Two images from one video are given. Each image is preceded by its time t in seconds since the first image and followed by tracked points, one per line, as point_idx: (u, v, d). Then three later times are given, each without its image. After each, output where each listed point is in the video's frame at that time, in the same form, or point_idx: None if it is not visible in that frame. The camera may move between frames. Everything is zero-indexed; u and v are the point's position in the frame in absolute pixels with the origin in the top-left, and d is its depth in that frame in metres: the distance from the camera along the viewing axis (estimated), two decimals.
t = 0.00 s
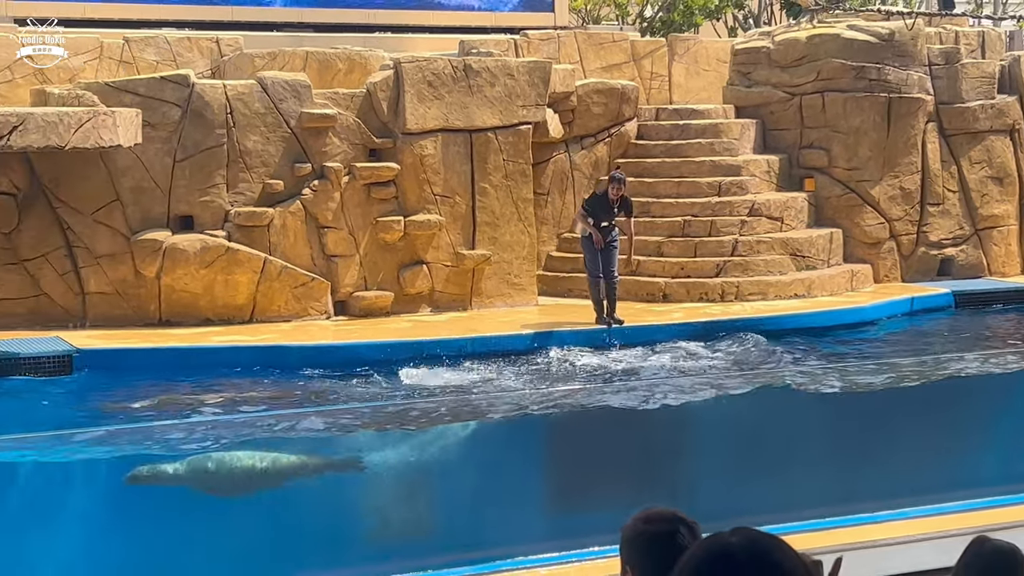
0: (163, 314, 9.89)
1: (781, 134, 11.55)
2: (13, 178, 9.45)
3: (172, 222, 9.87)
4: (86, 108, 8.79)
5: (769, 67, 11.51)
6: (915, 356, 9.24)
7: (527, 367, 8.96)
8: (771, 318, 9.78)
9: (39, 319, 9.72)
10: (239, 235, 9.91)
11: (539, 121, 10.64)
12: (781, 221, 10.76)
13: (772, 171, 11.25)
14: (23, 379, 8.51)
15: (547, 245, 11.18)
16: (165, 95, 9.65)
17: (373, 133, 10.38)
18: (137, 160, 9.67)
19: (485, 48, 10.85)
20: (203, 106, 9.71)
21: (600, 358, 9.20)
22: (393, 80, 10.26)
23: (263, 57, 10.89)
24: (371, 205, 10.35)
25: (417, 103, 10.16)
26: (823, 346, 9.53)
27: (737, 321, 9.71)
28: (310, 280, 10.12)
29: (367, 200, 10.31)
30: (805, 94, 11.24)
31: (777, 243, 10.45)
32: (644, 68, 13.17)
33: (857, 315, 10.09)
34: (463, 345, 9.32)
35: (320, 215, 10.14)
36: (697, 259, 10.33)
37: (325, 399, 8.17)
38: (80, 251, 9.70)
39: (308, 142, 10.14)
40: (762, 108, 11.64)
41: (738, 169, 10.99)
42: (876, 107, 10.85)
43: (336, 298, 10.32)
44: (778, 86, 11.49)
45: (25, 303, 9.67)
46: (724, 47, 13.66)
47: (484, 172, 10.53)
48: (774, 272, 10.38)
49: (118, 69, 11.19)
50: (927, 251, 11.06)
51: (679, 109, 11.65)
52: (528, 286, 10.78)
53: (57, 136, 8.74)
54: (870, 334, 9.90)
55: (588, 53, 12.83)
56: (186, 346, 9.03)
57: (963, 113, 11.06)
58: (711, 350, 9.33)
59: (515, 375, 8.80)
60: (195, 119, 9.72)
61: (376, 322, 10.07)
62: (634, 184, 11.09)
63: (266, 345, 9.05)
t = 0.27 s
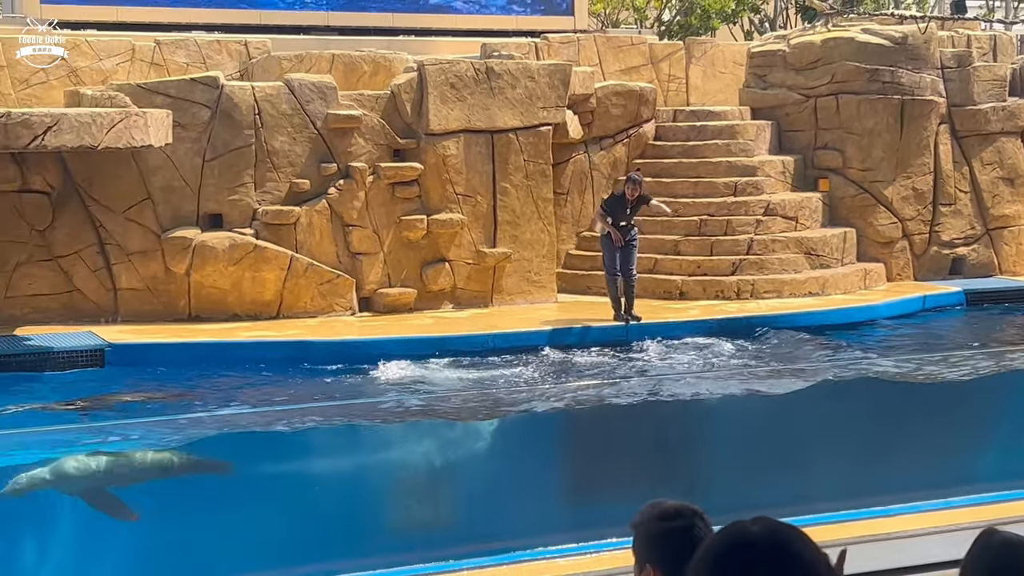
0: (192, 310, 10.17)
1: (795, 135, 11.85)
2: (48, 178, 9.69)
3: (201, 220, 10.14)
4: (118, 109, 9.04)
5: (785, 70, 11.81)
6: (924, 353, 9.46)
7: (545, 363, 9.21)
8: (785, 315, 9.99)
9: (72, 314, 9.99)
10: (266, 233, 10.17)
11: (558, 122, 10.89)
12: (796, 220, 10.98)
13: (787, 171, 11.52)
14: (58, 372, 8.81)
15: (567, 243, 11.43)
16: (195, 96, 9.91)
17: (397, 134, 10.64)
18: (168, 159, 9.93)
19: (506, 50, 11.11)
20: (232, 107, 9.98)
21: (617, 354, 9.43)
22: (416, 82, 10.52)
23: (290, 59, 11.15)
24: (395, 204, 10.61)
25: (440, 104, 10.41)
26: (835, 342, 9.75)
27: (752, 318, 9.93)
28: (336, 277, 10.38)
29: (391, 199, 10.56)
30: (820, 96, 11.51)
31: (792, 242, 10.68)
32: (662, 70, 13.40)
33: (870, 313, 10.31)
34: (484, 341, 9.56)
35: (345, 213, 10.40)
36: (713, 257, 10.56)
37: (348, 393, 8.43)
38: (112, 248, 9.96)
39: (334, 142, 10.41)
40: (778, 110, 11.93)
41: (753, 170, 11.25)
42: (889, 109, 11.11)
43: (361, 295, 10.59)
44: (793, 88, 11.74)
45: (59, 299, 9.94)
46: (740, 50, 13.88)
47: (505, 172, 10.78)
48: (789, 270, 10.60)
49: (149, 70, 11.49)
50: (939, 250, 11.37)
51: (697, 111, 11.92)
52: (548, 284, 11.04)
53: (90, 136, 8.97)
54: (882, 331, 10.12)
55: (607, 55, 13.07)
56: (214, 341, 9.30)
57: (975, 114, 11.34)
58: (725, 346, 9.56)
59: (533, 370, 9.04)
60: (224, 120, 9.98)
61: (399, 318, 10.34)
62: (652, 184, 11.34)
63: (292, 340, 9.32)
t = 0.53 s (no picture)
0: (211, 306, 10.28)
1: (808, 134, 11.93)
2: (68, 175, 9.79)
3: (220, 217, 10.24)
4: (138, 107, 9.14)
5: (798, 69, 11.90)
6: (935, 350, 9.52)
7: (558, 359, 9.29)
8: (799, 313, 10.05)
9: (91, 309, 10.10)
10: (284, 230, 10.27)
11: (573, 120, 10.98)
12: (810, 219, 11.05)
13: (801, 170, 11.58)
14: (77, 367, 8.93)
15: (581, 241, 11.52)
16: (214, 94, 10.01)
17: (414, 132, 10.74)
18: (187, 157, 10.03)
19: (521, 50, 11.20)
20: (250, 105, 10.08)
21: (630, 351, 9.50)
22: (433, 81, 10.61)
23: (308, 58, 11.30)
24: (411, 202, 10.70)
25: (456, 103, 10.50)
26: (848, 340, 9.81)
27: (766, 316, 9.99)
28: (352, 274, 10.48)
29: (407, 197, 10.65)
30: (833, 96, 11.59)
31: (805, 240, 10.74)
32: (676, 70, 13.48)
33: (883, 311, 10.36)
34: (499, 337, 9.64)
35: (362, 211, 10.49)
36: (727, 255, 10.63)
37: (363, 389, 8.52)
38: (131, 245, 10.07)
39: (351, 141, 10.51)
40: (791, 109, 12.01)
41: (767, 168, 11.32)
42: (903, 108, 11.18)
43: (377, 291, 10.68)
44: (806, 88, 11.83)
45: (79, 294, 10.05)
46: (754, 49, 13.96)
47: (521, 171, 10.87)
48: (803, 268, 10.66)
49: (168, 69, 11.61)
50: (952, 249, 11.44)
51: (710, 110, 12.01)
52: (562, 281, 11.12)
53: (110, 133, 9.06)
54: (894, 328, 10.18)
55: (622, 54, 13.16)
56: (232, 337, 9.40)
57: (987, 114, 11.43)
58: (739, 344, 9.62)
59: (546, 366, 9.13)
60: (242, 118, 10.08)
61: (415, 315, 10.43)
62: (666, 183, 11.43)
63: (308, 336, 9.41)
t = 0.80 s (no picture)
0: (219, 303, 10.29)
1: (817, 133, 11.92)
2: (77, 172, 9.82)
3: (228, 214, 10.25)
4: (147, 104, 9.15)
5: (807, 68, 11.89)
6: (943, 349, 9.51)
7: (565, 357, 9.28)
8: (807, 311, 10.04)
9: (100, 306, 10.11)
10: (292, 228, 10.27)
11: (582, 119, 10.98)
12: (818, 218, 11.04)
13: (809, 168, 11.57)
14: (85, 363, 8.95)
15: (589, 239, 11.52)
16: (222, 92, 10.05)
17: (422, 130, 10.76)
18: (196, 154, 10.06)
19: (530, 48, 11.21)
20: (259, 103, 10.10)
21: (637, 349, 9.49)
22: (441, 79, 10.62)
23: (316, 57, 11.34)
24: (419, 199, 10.70)
25: (464, 101, 10.50)
26: (855, 338, 9.80)
27: (774, 314, 9.98)
28: (360, 272, 10.49)
29: (415, 195, 10.65)
30: (842, 94, 11.58)
31: (813, 239, 10.73)
32: (685, 68, 13.48)
33: (890, 310, 10.35)
34: (506, 335, 9.64)
35: (370, 208, 10.50)
36: (735, 254, 10.63)
37: (369, 386, 8.53)
38: (139, 241, 10.09)
39: (359, 138, 10.52)
40: (800, 108, 12.00)
41: (776, 167, 11.31)
42: (911, 107, 11.17)
43: (385, 289, 10.69)
44: (815, 87, 11.87)
45: (88, 291, 10.07)
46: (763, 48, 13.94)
47: (529, 169, 10.87)
48: (811, 267, 10.65)
49: (177, 66, 11.63)
50: (960, 248, 11.42)
51: (719, 109, 12.01)
52: (570, 279, 11.12)
53: (119, 130, 9.08)
54: (901, 327, 10.17)
55: (630, 53, 13.16)
56: (239, 334, 9.42)
57: (997, 113, 11.40)
58: (746, 342, 9.61)
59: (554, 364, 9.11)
60: (251, 115, 10.10)
61: (422, 313, 10.43)
62: (674, 181, 11.42)
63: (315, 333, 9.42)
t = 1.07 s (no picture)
0: (219, 302, 10.29)
1: (817, 133, 11.93)
2: (77, 170, 9.81)
3: (228, 213, 10.25)
4: (147, 102, 9.14)
5: (807, 67, 11.89)
6: (943, 348, 9.51)
7: (565, 356, 9.28)
8: (807, 311, 10.04)
9: (100, 304, 10.12)
10: (292, 226, 10.28)
11: (582, 117, 10.98)
12: (818, 217, 11.05)
13: (809, 168, 11.57)
14: (85, 362, 8.95)
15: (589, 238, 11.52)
16: (222, 90, 10.02)
17: (422, 128, 10.75)
18: (196, 152, 10.05)
19: (530, 46, 11.20)
20: (259, 101, 10.08)
21: (637, 349, 9.49)
22: (441, 77, 10.62)
23: (317, 55, 11.33)
24: (419, 198, 10.71)
25: (464, 100, 10.50)
26: (855, 338, 9.81)
27: (774, 314, 9.98)
28: (360, 270, 10.49)
29: (415, 193, 10.65)
30: (842, 94, 11.58)
31: (813, 238, 10.73)
32: (685, 67, 13.47)
33: (890, 310, 10.36)
34: (506, 334, 9.64)
35: (370, 207, 10.50)
36: (735, 253, 10.63)
37: (368, 386, 8.53)
38: (139, 240, 10.09)
39: (359, 137, 10.52)
40: (800, 107, 12.00)
41: (776, 167, 11.31)
42: (911, 106, 11.16)
43: (385, 288, 10.69)
44: (815, 86, 11.85)
45: (87, 289, 10.08)
46: (763, 48, 13.94)
47: (529, 167, 10.87)
48: (810, 266, 10.66)
49: (178, 64, 11.62)
50: (960, 248, 11.43)
51: (719, 108, 12.01)
52: (570, 278, 11.13)
53: (120, 128, 9.07)
54: (901, 327, 10.17)
55: (631, 52, 13.16)
56: (239, 333, 9.42)
57: (997, 113, 11.40)
58: (745, 342, 9.61)
59: (554, 364, 9.11)
60: (251, 114, 10.09)
61: (422, 312, 10.43)
62: (674, 180, 11.43)
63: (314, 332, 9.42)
